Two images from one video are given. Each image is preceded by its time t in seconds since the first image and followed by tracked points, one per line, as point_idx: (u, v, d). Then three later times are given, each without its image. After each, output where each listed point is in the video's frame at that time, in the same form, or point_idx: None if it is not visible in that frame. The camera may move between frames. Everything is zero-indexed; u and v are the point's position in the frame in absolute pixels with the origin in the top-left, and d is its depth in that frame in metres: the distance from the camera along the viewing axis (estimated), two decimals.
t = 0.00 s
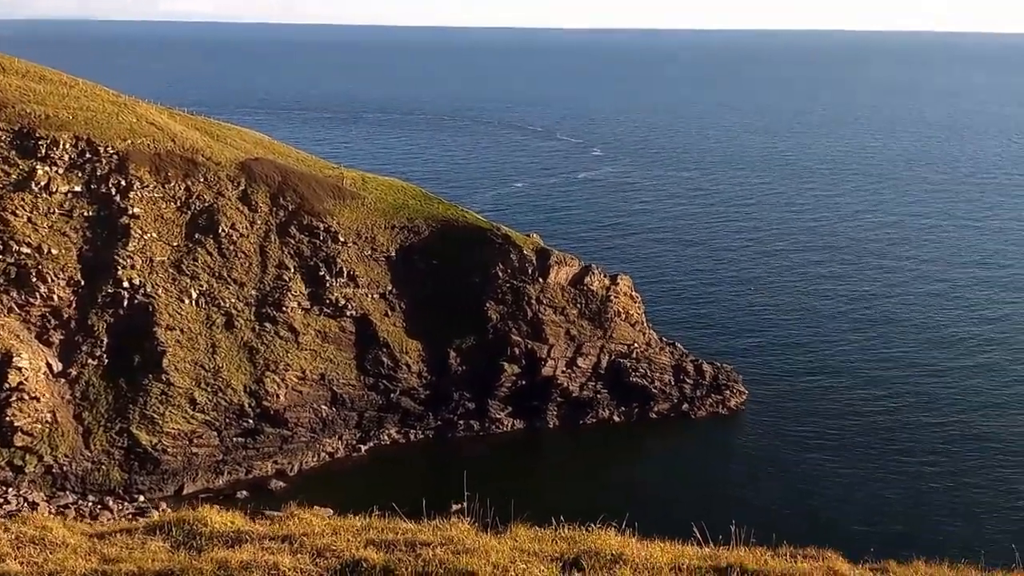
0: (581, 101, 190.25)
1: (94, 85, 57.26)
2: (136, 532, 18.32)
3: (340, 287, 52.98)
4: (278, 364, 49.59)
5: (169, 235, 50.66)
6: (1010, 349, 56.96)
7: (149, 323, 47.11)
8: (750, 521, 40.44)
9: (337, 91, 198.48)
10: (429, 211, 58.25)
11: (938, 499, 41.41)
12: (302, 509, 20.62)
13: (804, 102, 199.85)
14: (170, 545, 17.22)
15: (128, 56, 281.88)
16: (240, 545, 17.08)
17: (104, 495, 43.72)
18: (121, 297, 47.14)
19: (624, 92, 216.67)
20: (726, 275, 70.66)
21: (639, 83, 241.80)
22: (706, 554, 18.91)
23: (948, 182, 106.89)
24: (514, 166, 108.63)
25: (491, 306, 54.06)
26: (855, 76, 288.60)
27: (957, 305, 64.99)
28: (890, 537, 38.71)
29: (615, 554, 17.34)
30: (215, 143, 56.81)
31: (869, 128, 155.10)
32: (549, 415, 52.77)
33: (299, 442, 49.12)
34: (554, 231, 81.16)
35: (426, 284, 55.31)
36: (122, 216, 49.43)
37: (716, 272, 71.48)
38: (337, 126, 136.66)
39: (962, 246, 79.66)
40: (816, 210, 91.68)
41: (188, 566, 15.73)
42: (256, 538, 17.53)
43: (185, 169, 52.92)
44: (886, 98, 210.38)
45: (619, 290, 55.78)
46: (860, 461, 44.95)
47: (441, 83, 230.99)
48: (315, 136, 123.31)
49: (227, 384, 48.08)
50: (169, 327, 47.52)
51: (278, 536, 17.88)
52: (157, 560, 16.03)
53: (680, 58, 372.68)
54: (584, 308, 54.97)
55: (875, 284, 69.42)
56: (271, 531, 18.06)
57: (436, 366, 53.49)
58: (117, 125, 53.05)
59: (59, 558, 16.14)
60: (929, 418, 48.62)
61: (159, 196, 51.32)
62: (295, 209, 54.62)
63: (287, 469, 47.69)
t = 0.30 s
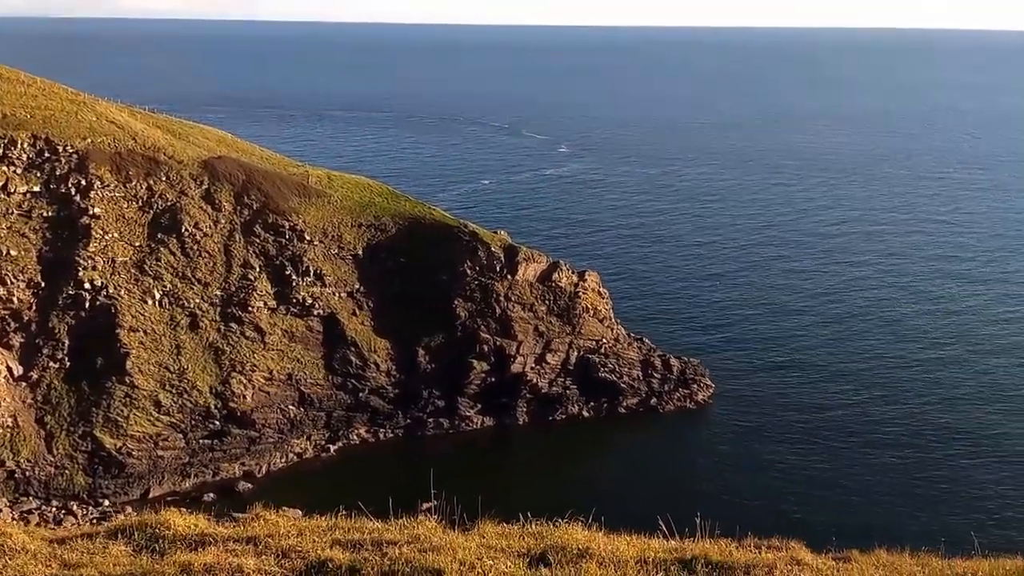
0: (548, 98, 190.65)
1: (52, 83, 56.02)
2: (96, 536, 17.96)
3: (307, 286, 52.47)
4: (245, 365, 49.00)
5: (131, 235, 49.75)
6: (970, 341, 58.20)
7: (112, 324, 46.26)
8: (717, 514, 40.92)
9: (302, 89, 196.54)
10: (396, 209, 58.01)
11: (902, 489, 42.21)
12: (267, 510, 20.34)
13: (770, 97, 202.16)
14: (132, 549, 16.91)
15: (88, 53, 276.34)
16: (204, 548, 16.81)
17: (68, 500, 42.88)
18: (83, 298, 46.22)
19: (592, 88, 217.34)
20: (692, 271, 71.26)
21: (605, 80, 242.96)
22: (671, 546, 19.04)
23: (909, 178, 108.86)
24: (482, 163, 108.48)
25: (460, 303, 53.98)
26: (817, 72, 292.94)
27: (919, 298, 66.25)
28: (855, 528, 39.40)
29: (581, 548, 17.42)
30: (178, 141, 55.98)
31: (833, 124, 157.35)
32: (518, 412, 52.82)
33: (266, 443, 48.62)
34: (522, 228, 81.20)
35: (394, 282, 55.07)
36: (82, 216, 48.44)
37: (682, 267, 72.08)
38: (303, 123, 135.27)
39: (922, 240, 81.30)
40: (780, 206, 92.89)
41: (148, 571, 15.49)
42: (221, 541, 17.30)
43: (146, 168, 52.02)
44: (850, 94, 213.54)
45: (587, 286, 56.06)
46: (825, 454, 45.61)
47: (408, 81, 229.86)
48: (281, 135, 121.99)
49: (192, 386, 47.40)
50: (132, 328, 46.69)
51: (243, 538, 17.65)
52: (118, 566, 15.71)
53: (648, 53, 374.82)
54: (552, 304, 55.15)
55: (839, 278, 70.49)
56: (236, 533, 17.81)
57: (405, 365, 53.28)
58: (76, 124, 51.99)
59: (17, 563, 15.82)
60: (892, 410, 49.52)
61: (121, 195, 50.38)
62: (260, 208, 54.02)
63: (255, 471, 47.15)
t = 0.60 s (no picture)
0: (516, 96, 190.68)
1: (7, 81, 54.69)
2: (57, 542, 17.58)
3: (273, 285, 51.95)
4: (210, 366, 48.34)
5: (92, 235, 48.79)
6: (931, 334, 59.37)
7: (73, 326, 45.31)
8: (686, 509, 41.33)
9: (268, 86, 194.37)
10: (362, 207, 57.70)
11: (865, 481, 42.99)
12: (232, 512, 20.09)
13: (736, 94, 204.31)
14: (94, 554, 16.54)
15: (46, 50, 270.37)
16: (168, 552, 16.53)
17: (30, 506, 42.02)
18: (43, 300, 45.18)
19: (561, 85, 217.83)
20: (659, 267, 71.80)
21: (573, 77, 243.70)
22: (637, 540, 19.18)
23: (871, 173, 110.82)
24: (450, 161, 108.14)
25: (428, 301, 53.88)
26: (780, 69, 296.79)
27: (881, 293, 67.43)
28: (820, 520, 40.04)
29: (548, 544, 17.46)
30: (139, 140, 55.06)
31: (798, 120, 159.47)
32: (488, 409, 52.84)
33: (234, 445, 48.02)
34: (490, 226, 81.15)
35: (361, 281, 54.81)
36: (41, 216, 47.31)
37: (649, 263, 72.60)
38: (269, 122, 133.66)
39: (883, 235, 82.83)
40: (746, 202, 93.93)
41: None
42: (186, 544, 17.05)
43: (107, 167, 51.03)
44: (814, 91, 216.62)
45: (555, 283, 56.29)
46: (792, 447, 46.27)
47: (375, 78, 228.49)
48: (246, 133, 120.44)
49: (157, 388, 46.59)
50: (94, 331, 45.78)
51: (209, 542, 17.40)
52: (79, 572, 15.38)
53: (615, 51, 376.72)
54: (520, 301, 55.30)
55: (803, 273, 71.51)
56: (202, 537, 17.54)
57: (374, 363, 53.02)
58: (33, 123, 50.87)
59: None
60: (855, 403, 50.34)
61: (81, 195, 49.37)
62: (224, 207, 53.33)
63: (223, 473, 46.58)
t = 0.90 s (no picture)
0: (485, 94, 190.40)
1: None
2: (13, 550, 17.09)
3: (238, 286, 51.35)
4: (175, 369, 47.59)
5: (51, 237, 47.67)
6: (894, 327, 60.37)
7: (32, 330, 44.26)
8: (655, 506, 41.55)
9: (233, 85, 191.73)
10: (329, 206, 57.22)
11: (832, 474, 43.57)
12: (195, 516, 19.69)
13: (703, 91, 206.09)
14: (53, 562, 16.07)
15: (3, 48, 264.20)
16: (129, 558, 16.15)
17: None
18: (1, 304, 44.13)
19: (529, 83, 217.88)
20: (628, 264, 72.15)
21: (542, 75, 244.02)
22: (604, 535, 19.19)
23: (835, 169, 112.47)
24: (419, 159, 107.61)
25: (397, 301, 53.58)
26: (746, 66, 299.84)
27: (845, 288, 68.43)
28: (787, 513, 40.53)
29: (516, 541, 17.35)
30: (99, 139, 53.93)
31: (763, 117, 161.26)
32: (458, 408, 52.70)
33: (199, 449, 47.20)
34: (459, 224, 80.89)
35: (329, 280, 54.30)
36: None
37: (618, 260, 72.95)
38: (234, 120, 131.89)
39: (847, 230, 84.10)
40: (713, 198, 94.79)
41: None
42: (148, 550, 16.69)
43: (65, 167, 49.91)
44: (779, 88, 219.33)
45: (524, 280, 56.28)
46: (759, 440, 46.80)
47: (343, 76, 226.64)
48: (211, 132, 118.72)
49: (120, 392, 45.79)
50: (54, 334, 44.74)
51: (172, 547, 17.05)
52: None
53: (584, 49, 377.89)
54: (490, 299, 55.23)
55: (770, 269, 72.38)
56: (164, 542, 17.18)
57: (343, 364, 52.61)
58: None
59: None
60: (821, 396, 51.05)
61: (39, 196, 48.27)
62: (187, 207, 52.45)
63: (189, 477, 45.79)
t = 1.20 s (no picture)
0: (454, 93, 189.88)
1: None
2: None
3: (202, 289, 50.61)
4: (138, 374, 46.61)
5: (9, 240, 46.45)
6: (858, 323, 61.38)
7: None
8: (624, 503, 41.78)
9: (196, 84, 188.91)
10: (295, 206, 56.70)
11: (798, 468, 44.15)
12: (158, 523, 19.29)
13: (670, 90, 207.69)
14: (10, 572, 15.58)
15: None
16: (88, 567, 15.73)
17: None
18: None
19: (498, 82, 217.87)
20: (596, 263, 72.37)
21: (511, 74, 244.16)
22: (573, 532, 19.26)
23: (800, 168, 114.00)
24: (387, 159, 106.89)
25: (366, 301, 53.25)
26: (712, 65, 302.67)
27: (810, 284, 69.41)
28: (754, 508, 40.98)
29: (483, 541, 17.30)
30: (57, 140, 52.70)
31: (729, 116, 162.97)
32: (428, 409, 52.49)
33: (164, 454, 46.33)
34: (428, 224, 80.51)
35: (296, 281, 53.79)
36: None
37: (586, 259, 73.18)
38: (198, 121, 129.92)
39: (812, 228, 85.28)
40: (680, 197, 95.51)
41: None
42: (111, 559, 16.29)
43: (22, 168, 48.59)
44: (744, 87, 221.83)
45: (493, 279, 56.24)
46: (727, 436, 47.27)
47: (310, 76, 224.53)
48: (174, 133, 116.77)
49: (81, 398, 44.66)
50: (13, 340, 43.71)
51: (133, 555, 16.65)
52: None
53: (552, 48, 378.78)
54: (459, 299, 55.12)
55: (736, 267, 73.16)
56: (126, 550, 16.78)
57: (310, 365, 52.16)
58: None
59: None
60: (787, 391, 51.76)
61: None
62: (149, 208, 51.51)
63: (154, 483, 44.85)
